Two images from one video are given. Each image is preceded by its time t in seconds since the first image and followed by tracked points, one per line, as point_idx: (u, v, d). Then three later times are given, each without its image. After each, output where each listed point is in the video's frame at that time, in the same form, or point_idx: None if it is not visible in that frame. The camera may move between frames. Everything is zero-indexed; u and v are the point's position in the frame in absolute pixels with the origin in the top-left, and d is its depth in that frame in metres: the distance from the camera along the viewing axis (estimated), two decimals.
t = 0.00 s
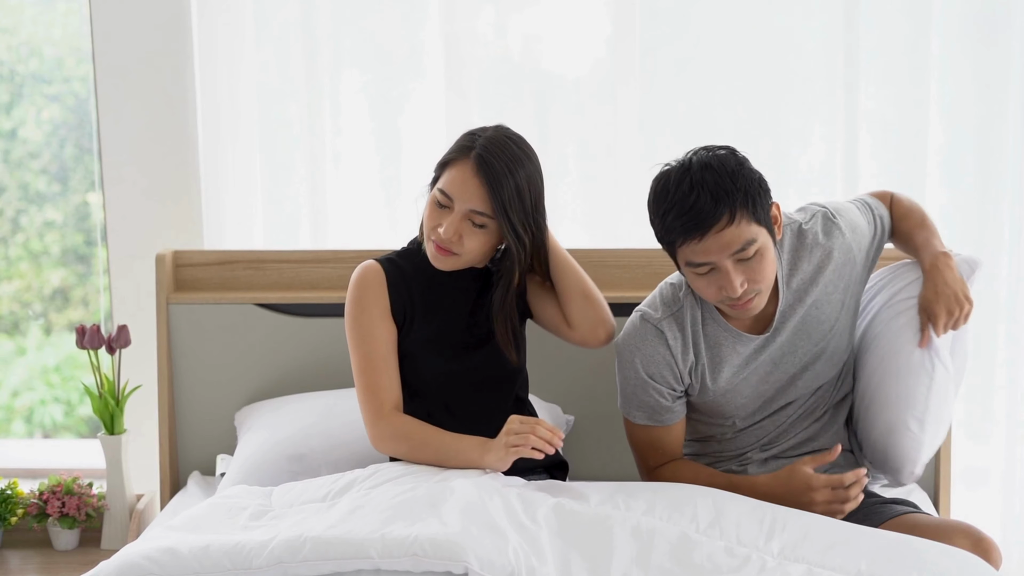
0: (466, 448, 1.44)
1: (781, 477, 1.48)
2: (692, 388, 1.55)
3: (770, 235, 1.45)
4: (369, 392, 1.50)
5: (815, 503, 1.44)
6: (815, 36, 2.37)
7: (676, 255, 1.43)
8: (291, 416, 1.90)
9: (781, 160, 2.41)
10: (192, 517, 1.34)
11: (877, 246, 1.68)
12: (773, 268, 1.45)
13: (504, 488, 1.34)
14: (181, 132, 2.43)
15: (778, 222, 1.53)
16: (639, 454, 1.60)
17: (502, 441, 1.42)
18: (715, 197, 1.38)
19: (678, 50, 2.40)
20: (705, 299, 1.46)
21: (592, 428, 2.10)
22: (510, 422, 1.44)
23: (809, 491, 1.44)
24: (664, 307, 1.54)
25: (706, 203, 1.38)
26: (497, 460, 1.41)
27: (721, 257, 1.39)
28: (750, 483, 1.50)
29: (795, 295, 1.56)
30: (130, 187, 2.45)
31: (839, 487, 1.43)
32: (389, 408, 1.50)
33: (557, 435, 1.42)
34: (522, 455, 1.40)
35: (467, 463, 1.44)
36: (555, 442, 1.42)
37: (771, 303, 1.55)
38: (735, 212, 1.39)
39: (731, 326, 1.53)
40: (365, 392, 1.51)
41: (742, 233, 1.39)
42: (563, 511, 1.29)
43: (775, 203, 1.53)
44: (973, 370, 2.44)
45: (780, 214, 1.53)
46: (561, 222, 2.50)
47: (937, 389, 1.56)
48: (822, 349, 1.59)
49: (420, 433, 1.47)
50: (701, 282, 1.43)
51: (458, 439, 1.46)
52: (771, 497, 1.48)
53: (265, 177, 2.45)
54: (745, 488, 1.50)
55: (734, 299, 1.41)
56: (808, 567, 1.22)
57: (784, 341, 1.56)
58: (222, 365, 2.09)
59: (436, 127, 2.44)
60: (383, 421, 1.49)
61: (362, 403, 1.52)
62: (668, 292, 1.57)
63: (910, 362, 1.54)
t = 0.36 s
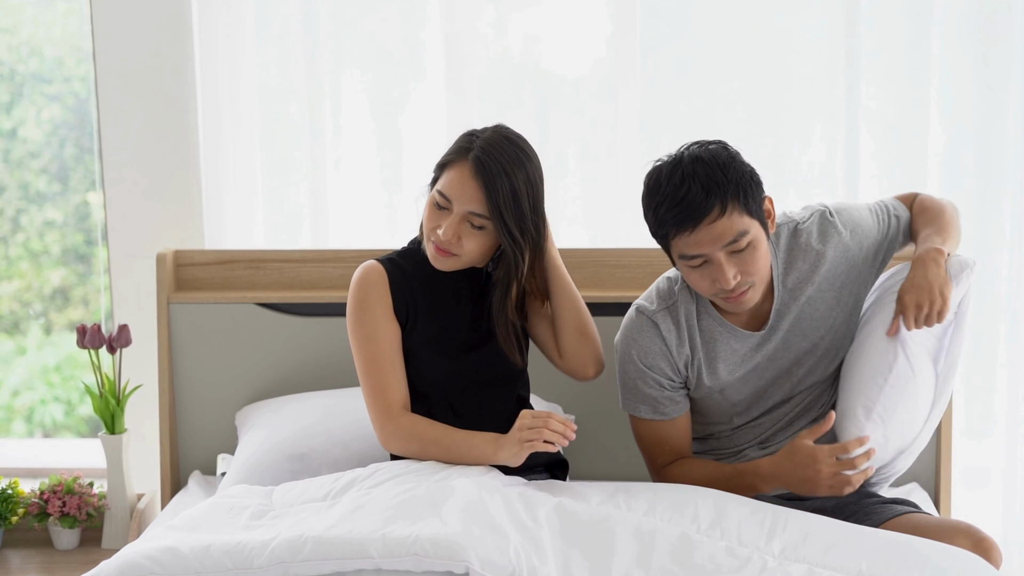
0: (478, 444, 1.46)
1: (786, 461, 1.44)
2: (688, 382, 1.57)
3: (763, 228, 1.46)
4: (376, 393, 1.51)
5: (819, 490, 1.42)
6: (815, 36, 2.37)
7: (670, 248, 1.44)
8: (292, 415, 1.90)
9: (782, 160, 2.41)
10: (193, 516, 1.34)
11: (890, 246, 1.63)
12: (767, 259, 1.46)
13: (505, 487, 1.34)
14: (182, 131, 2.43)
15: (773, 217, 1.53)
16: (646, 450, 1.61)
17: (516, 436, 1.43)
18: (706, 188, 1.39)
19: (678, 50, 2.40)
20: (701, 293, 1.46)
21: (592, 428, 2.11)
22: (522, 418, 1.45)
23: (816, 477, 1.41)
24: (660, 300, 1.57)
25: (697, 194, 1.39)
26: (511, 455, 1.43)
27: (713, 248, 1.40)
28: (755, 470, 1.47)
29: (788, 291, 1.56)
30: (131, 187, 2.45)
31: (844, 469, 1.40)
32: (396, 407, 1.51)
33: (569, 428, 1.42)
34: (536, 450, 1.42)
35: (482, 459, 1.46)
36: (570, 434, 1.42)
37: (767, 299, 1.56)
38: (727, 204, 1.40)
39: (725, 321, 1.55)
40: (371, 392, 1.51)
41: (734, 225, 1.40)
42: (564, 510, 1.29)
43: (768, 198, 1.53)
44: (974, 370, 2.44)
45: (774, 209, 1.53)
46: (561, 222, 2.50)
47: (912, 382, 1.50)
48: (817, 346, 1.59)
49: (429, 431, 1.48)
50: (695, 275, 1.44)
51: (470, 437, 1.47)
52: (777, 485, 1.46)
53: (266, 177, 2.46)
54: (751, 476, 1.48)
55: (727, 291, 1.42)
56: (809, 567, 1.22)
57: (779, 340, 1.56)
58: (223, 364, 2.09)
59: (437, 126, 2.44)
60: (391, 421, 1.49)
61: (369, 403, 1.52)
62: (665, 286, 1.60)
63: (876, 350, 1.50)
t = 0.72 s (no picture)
0: (481, 442, 1.46)
1: (783, 451, 1.41)
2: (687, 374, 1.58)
3: (761, 222, 1.46)
4: (377, 394, 1.51)
5: (822, 476, 1.39)
6: (815, 36, 2.37)
7: (668, 240, 1.45)
8: (292, 415, 1.90)
9: (782, 159, 2.41)
10: (193, 516, 1.34)
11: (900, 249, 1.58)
12: (764, 253, 1.46)
13: (506, 487, 1.34)
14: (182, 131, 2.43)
15: (770, 211, 1.53)
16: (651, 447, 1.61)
17: (522, 432, 1.44)
18: (701, 179, 1.40)
19: (678, 50, 2.40)
20: (699, 286, 1.47)
21: (592, 426, 2.11)
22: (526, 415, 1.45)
23: (818, 464, 1.38)
24: (659, 293, 1.60)
25: (692, 184, 1.40)
26: (516, 451, 1.43)
27: (709, 239, 1.40)
28: (753, 463, 1.44)
29: (782, 282, 1.57)
30: (131, 187, 2.45)
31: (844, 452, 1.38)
32: (397, 408, 1.51)
33: (574, 423, 1.44)
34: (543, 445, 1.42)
35: (485, 456, 1.46)
36: (575, 431, 1.44)
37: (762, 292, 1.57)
38: (723, 195, 1.41)
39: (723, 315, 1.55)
40: (373, 393, 1.51)
41: (730, 216, 1.40)
42: (565, 510, 1.29)
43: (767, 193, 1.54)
44: (974, 370, 2.44)
45: (771, 203, 1.53)
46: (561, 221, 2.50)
47: (876, 371, 1.46)
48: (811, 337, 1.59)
49: (430, 430, 1.48)
50: (692, 267, 1.44)
51: (473, 435, 1.47)
52: (778, 478, 1.42)
53: (266, 178, 2.46)
54: (750, 472, 1.45)
55: (723, 283, 1.42)
56: (810, 567, 1.22)
57: (774, 340, 1.57)
58: (223, 363, 2.09)
59: (437, 126, 2.44)
60: (392, 421, 1.49)
61: (370, 403, 1.52)
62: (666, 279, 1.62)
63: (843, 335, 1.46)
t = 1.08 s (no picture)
0: (482, 442, 1.46)
1: (784, 447, 1.37)
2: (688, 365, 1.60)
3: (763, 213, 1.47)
4: (375, 394, 1.51)
5: (829, 468, 1.34)
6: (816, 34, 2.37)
7: (671, 226, 1.46)
8: (293, 415, 1.90)
9: (782, 159, 2.41)
10: (193, 515, 1.34)
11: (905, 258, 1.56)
12: (766, 242, 1.46)
13: (507, 486, 1.34)
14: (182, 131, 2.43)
15: (773, 202, 1.54)
16: (653, 442, 1.59)
17: (522, 433, 1.43)
18: (704, 165, 1.41)
19: (678, 50, 2.41)
20: (700, 275, 1.47)
21: (592, 426, 2.11)
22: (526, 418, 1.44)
23: (824, 457, 1.33)
24: (661, 284, 1.62)
25: (695, 169, 1.41)
26: (516, 451, 1.43)
27: (711, 225, 1.41)
28: (753, 460, 1.41)
29: (780, 277, 1.59)
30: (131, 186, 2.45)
31: (847, 441, 1.34)
32: (395, 407, 1.51)
33: (574, 424, 1.42)
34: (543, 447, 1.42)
35: (485, 456, 1.45)
36: (574, 434, 1.43)
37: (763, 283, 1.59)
38: (726, 181, 1.41)
39: (724, 308, 1.58)
40: (371, 392, 1.51)
41: (732, 202, 1.41)
42: (566, 510, 1.29)
43: (770, 183, 1.54)
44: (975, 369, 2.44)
45: (775, 194, 1.53)
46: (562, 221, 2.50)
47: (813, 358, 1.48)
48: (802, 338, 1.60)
49: (429, 430, 1.48)
50: (693, 253, 1.44)
51: (471, 437, 1.47)
52: (784, 474, 1.38)
53: (266, 178, 2.46)
54: (755, 471, 1.41)
55: (724, 269, 1.42)
56: (810, 567, 1.22)
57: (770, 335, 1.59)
58: (223, 363, 2.09)
59: (438, 126, 2.44)
60: (390, 421, 1.49)
61: (367, 402, 1.52)
62: (671, 272, 1.64)
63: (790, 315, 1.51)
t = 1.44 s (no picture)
0: (479, 445, 1.46)
1: (792, 426, 1.35)
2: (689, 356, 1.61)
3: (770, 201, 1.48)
4: (370, 392, 1.51)
5: (833, 454, 1.31)
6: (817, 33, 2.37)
7: (678, 207, 1.48)
8: (293, 414, 1.90)
9: (782, 158, 2.41)
10: (193, 515, 1.34)
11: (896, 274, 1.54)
12: (772, 231, 1.48)
13: (507, 486, 1.34)
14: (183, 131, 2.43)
15: (782, 195, 1.56)
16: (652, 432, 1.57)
17: (520, 435, 1.44)
18: (714, 148, 1.44)
19: (679, 49, 2.40)
20: (704, 259, 1.49)
21: (592, 426, 2.11)
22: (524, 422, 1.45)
23: (829, 439, 1.31)
24: (668, 275, 1.64)
25: (706, 152, 1.43)
26: (514, 452, 1.43)
27: (717, 209, 1.43)
28: (760, 440, 1.39)
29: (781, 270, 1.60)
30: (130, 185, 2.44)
31: (855, 426, 1.31)
32: (390, 408, 1.51)
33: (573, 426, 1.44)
34: (542, 449, 1.43)
35: (481, 458, 1.46)
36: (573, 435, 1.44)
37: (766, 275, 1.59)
38: (735, 166, 1.43)
39: (724, 303, 1.61)
40: (366, 390, 1.52)
41: (739, 187, 1.43)
42: (567, 509, 1.29)
43: (779, 176, 1.56)
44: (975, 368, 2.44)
45: (784, 187, 1.55)
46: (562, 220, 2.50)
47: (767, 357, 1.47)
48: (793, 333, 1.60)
49: (423, 431, 1.49)
50: (698, 237, 1.46)
51: (468, 438, 1.48)
52: (789, 457, 1.36)
53: (266, 177, 2.46)
54: (761, 451, 1.39)
55: (728, 254, 1.44)
56: (811, 567, 1.21)
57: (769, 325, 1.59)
58: (223, 363, 2.09)
59: (438, 125, 2.44)
60: (384, 420, 1.50)
61: (363, 401, 1.53)
62: (676, 265, 1.66)
63: (759, 315, 1.49)
